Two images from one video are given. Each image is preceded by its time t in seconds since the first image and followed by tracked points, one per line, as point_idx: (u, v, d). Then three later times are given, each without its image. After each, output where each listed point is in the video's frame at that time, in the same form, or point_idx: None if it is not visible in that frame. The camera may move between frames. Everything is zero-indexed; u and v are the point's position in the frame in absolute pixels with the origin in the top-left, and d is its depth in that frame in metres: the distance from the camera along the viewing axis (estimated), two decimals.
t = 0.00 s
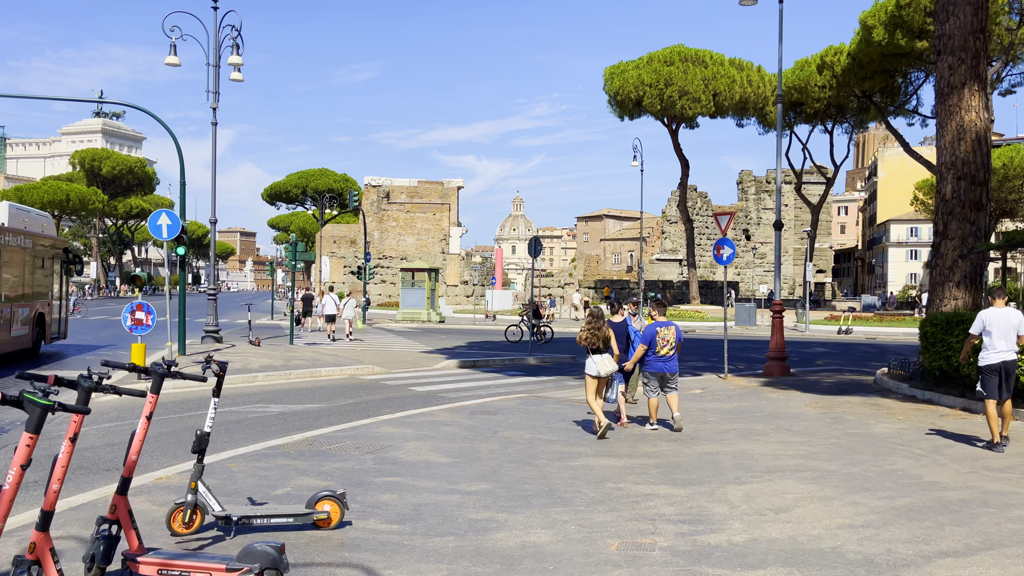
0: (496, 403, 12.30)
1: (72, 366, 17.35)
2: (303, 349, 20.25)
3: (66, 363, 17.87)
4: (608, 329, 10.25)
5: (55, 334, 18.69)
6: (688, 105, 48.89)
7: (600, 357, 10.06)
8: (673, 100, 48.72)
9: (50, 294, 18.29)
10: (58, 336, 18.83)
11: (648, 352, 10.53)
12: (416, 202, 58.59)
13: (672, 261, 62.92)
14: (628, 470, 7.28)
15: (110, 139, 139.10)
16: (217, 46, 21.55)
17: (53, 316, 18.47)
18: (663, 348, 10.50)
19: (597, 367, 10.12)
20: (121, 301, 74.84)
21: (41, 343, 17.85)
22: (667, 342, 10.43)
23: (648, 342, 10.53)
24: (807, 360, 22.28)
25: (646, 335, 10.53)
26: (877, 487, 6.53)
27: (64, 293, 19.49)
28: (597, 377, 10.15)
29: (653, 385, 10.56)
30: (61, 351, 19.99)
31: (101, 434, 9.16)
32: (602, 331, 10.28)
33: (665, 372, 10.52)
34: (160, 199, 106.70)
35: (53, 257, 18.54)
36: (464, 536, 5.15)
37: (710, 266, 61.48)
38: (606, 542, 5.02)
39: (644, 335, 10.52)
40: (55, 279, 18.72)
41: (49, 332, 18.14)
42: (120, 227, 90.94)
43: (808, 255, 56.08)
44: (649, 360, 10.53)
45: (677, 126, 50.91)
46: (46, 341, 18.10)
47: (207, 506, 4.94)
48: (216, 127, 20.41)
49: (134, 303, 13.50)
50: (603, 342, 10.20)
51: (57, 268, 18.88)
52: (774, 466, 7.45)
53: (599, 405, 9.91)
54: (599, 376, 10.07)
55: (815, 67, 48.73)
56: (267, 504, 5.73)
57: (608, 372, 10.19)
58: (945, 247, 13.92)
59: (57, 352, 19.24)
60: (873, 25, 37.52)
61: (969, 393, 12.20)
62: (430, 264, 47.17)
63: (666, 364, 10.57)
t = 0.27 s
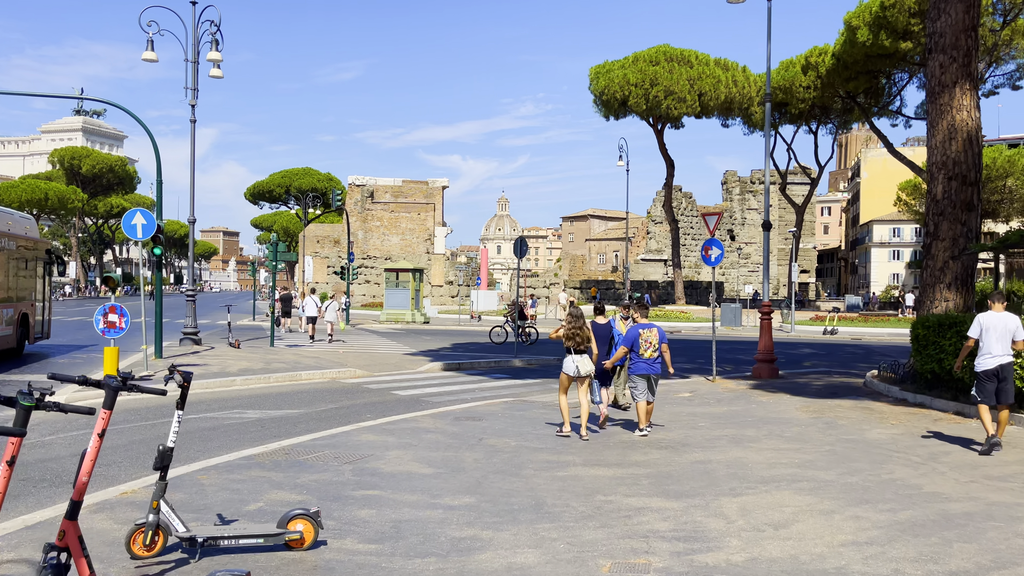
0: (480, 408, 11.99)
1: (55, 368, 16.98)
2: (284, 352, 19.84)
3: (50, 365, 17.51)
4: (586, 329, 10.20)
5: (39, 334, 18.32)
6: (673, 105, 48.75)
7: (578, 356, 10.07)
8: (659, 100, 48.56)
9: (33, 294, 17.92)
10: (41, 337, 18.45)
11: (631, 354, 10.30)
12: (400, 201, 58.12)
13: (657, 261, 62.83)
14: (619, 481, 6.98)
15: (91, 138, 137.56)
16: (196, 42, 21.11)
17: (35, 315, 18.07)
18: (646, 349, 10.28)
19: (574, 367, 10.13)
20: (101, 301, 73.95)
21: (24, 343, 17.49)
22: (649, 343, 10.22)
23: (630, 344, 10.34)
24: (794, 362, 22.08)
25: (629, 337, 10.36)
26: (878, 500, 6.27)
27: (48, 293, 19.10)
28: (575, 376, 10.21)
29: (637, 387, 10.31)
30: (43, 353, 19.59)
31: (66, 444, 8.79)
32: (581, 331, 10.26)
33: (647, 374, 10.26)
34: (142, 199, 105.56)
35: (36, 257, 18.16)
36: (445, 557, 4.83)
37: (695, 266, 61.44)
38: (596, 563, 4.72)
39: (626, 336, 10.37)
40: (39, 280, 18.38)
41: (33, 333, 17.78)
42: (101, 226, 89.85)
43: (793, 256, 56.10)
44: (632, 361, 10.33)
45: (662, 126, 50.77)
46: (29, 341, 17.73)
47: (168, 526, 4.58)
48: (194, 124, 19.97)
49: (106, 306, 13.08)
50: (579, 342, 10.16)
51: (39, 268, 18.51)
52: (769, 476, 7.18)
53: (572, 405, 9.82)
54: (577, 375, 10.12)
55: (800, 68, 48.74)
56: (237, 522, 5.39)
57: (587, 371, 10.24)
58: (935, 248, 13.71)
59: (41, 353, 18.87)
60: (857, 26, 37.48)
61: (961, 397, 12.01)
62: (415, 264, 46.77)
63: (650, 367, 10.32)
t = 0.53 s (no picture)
0: (460, 409, 11.65)
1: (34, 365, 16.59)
2: (261, 351, 19.41)
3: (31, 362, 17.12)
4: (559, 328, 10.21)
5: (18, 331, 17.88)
6: (656, 104, 48.56)
7: (548, 355, 10.11)
8: (641, 99, 48.35)
9: (12, 290, 17.47)
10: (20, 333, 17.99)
11: (616, 353, 10.12)
12: (382, 199, 57.59)
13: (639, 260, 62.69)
14: (604, 485, 6.68)
15: (68, 135, 135.76)
16: (170, 34, 20.64)
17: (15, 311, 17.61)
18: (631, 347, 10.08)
19: (544, 366, 10.16)
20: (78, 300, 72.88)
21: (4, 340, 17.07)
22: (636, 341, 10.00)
23: (614, 342, 10.13)
24: (778, 360, 21.88)
25: (614, 334, 10.14)
26: (874, 504, 6.02)
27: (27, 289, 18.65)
28: (545, 377, 10.23)
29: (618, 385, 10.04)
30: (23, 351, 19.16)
31: (25, 448, 8.41)
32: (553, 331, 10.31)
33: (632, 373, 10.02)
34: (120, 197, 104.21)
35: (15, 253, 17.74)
36: (420, 570, 4.51)
37: (677, 265, 61.36)
38: None
39: (611, 333, 10.13)
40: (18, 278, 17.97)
41: (12, 329, 17.36)
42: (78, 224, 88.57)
43: (775, 255, 56.09)
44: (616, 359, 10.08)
45: (645, 125, 50.58)
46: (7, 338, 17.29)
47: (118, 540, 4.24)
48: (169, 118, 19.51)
49: (73, 304, 12.63)
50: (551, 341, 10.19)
51: (18, 264, 18.08)
52: (760, 479, 6.90)
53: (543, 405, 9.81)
54: (546, 374, 10.16)
55: (782, 67, 48.72)
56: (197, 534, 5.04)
57: (558, 372, 10.25)
58: (922, 245, 13.52)
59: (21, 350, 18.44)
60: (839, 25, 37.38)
61: (949, 395, 11.81)
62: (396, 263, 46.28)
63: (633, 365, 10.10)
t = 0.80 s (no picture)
0: (440, 415, 11.28)
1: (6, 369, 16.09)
2: (237, 354, 18.95)
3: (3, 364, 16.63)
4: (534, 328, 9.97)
5: None
6: (639, 104, 48.33)
7: (521, 356, 9.89)
8: (624, 99, 48.10)
9: None
10: None
11: (599, 355, 9.87)
12: (363, 199, 57.02)
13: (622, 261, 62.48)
14: (592, 499, 6.36)
15: (44, 134, 134.28)
16: (143, 27, 20.14)
17: None
18: (614, 351, 9.89)
19: (519, 368, 9.90)
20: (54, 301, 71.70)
21: None
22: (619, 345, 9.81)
23: (599, 344, 9.86)
24: (763, 362, 21.66)
25: (598, 337, 9.88)
26: (875, 520, 5.74)
27: None
28: (520, 379, 9.96)
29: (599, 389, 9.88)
30: None
31: None
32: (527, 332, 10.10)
33: (615, 376, 9.83)
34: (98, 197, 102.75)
35: None
36: None
37: (660, 265, 61.23)
38: None
39: (593, 336, 9.85)
40: None
41: None
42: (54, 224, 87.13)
43: (757, 256, 56.02)
44: (597, 362, 9.88)
45: (628, 125, 50.33)
46: None
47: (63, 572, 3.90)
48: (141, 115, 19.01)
49: (37, 306, 12.15)
50: (527, 342, 9.96)
51: None
52: (756, 492, 6.60)
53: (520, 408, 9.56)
54: (521, 377, 9.90)
55: (764, 68, 48.63)
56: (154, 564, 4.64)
57: (531, 374, 9.98)
58: (910, 246, 13.28)
59: None
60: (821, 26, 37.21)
61: (940, 400, 11.59)
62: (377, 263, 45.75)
63: (615, 368, 9.92)
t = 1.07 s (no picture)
0: (424, 418, 10.93)
1: None
2: (216, 355, 18.49)
3: None
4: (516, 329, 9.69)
5: None
6: (624, 103, 48.12)
7: (504, 357, 9.58)
8: (608, 98, 47.86)
9: None
10: None
11: (580, 358, 9.62)
12: (345, 197, 56.42)
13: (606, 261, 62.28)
14: (586, 508, 6.05)
15: (22, 132, 132.40)
16: (119, 20, 19.65)
17: None
18: (595, 352, 9.63)
19: (502, 369, 9.58)
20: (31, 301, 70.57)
21: None
22: (599, 346, 9.56)
23: (579, 346, 9.62)
24: (751, 362, 21.47)
25: (578, 339, 9.64)
26: (884, 528, 5.46)
27: None
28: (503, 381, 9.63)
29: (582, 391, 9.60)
30: None
31: None
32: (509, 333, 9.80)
33: (598, 378, 9.56)
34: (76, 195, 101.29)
35: None
36: None
37: (644, 265, 61.10)
38: None
39: (573, 338, 9.61)
40: None
41: None
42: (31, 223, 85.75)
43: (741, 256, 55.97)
44: (579, 364, 9.63)
45: (612, 124, 50.08)
46: None
47: None
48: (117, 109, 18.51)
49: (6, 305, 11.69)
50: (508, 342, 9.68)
51: None
52: (757, 498, 6.32)
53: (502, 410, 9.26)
54: (504, 378, 9.56)
55: (748, 67, 48.55)
56: None
57: (514, 376, 9.65)
58: (904, 244, 13.06)
59: None
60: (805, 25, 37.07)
61: (935, 400, 11.38)
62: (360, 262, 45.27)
63: (597, 369, 9.65)
